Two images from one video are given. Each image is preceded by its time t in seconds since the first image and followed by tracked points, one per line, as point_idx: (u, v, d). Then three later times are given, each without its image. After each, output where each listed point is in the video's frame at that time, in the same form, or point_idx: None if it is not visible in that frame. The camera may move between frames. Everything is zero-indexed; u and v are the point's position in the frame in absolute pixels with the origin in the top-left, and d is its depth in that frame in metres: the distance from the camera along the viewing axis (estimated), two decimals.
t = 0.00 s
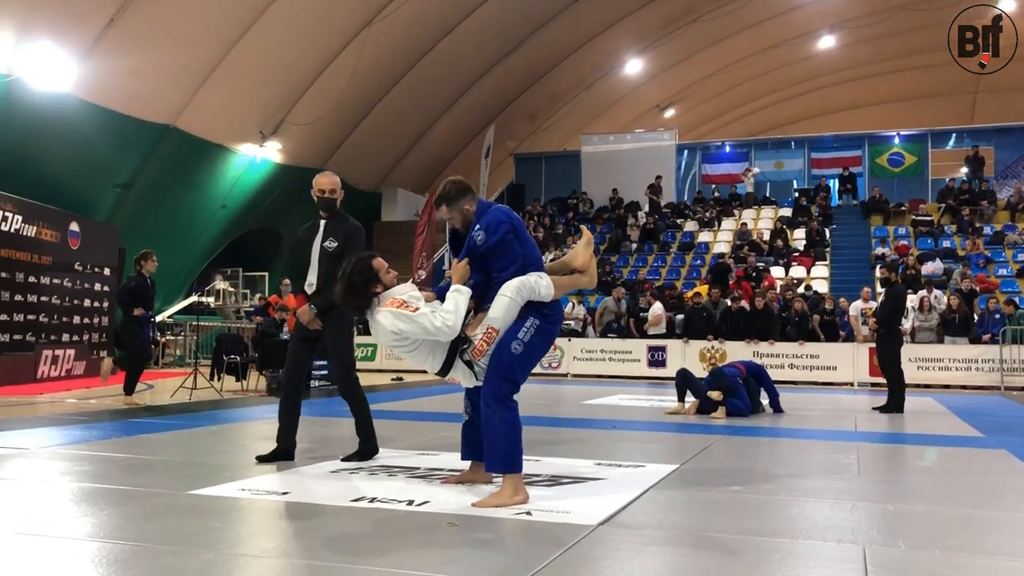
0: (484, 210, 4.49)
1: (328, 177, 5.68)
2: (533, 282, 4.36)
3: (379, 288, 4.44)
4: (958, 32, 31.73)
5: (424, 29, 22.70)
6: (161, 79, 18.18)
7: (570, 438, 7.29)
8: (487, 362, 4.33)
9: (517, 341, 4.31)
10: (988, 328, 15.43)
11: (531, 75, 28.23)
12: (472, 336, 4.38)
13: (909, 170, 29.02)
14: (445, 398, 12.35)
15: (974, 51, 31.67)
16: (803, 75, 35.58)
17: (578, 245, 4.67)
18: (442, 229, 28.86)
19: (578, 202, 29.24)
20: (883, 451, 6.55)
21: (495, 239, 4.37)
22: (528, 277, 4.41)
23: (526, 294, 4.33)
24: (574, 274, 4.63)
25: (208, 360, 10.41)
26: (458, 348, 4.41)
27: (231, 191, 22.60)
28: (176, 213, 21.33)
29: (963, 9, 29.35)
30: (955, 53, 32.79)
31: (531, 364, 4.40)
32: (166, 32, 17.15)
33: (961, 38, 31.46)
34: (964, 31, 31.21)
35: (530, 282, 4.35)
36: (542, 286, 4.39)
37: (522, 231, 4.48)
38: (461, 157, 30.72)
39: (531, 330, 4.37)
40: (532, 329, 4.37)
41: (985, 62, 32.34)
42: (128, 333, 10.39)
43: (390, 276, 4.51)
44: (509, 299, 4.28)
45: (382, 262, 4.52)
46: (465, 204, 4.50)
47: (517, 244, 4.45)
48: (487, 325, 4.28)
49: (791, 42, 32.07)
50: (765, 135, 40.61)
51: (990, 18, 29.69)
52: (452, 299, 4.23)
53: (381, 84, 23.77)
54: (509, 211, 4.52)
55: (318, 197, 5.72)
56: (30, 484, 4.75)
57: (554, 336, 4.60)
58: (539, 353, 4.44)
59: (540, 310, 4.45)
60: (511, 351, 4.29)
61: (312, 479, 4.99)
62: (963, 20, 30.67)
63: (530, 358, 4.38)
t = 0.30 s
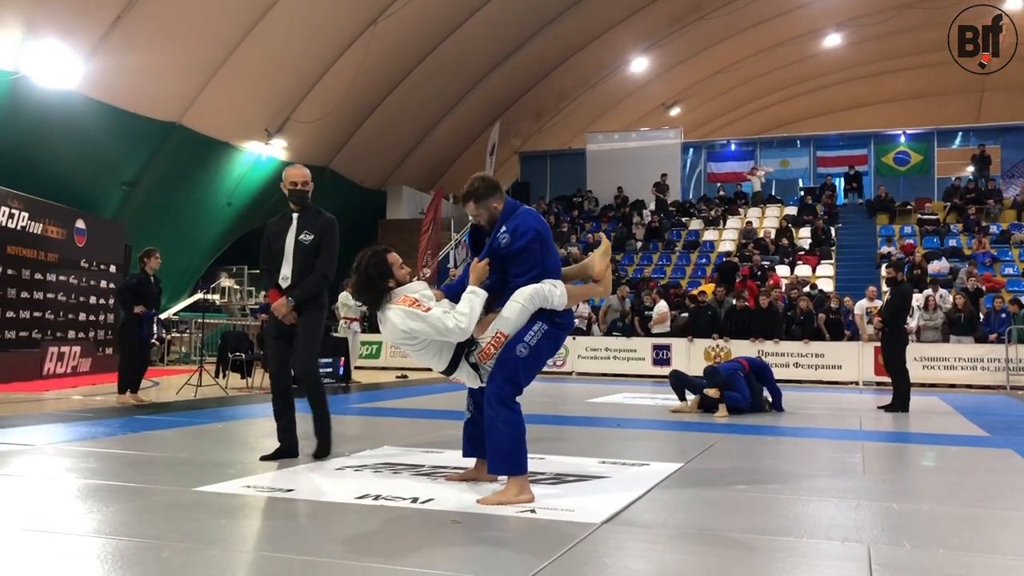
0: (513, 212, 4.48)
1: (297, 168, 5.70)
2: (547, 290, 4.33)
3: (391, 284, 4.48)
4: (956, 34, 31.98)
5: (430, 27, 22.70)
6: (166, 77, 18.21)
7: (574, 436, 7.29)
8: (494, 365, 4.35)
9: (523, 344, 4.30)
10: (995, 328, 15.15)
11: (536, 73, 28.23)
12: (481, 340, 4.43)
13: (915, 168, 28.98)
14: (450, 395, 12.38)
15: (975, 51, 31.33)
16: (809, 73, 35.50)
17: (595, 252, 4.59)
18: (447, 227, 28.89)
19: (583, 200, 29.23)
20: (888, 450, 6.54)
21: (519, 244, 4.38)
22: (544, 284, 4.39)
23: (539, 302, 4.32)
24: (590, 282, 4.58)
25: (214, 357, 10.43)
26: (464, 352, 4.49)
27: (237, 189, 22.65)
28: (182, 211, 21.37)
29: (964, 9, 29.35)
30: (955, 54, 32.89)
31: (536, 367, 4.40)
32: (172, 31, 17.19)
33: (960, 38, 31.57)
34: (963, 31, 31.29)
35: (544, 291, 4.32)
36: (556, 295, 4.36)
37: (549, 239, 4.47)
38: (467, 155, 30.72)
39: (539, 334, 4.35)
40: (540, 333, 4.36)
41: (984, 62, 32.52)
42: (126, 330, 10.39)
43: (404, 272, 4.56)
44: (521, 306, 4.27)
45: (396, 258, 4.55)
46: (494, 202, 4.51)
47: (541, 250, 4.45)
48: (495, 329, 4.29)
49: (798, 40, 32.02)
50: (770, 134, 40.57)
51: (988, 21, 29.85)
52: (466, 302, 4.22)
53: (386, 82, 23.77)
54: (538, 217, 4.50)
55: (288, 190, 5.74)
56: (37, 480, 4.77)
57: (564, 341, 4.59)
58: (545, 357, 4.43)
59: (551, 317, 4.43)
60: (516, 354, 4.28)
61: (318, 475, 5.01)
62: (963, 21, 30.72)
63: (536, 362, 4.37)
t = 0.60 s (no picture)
0: (536, 212, 4.42)
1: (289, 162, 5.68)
2: (554, 293, 4.33)
3: (396, 276, 4.47)
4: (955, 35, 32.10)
5: (434, 24, 22.68)
6: (170, 73, 18.22)
7: (577, 433, 7.29)
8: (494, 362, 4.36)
9: (524, 343, 4.30)
10: (998, 326, 15.27)
11: (540, 70, 28.22)
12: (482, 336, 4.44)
13: (920, 167, 28.99)
14: (453, 392, 12.38)
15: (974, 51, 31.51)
16: (814, 71, 35.43)
17: (609, 260, 4.59)
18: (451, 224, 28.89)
19: (587, 198, 29.22)
20: (891, 449, 6.53)
21: (537, 245, 4.35)
22: (550, 286, 4.38)
23: (544, 304, 4.31)
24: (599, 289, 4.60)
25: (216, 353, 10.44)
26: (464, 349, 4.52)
27: (241, 185, 22.67)
28: (186, 207, 21.40)
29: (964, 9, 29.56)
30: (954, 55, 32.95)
31: (536, 368, 4.40)
32: (177, 27, 17.20)
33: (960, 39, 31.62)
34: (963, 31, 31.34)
35: (550, 294, 4.32)
36: (562, 299, 4.35)
37: (568, 244, 4.43)
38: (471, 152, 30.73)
39: (540, 335, 4.35)
40: (541, 333, 4.35)
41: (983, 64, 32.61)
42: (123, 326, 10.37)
43: (408, 265, 4.54)
44: (525, 307, 4.28)
45: (401, 249, 4.52)
46: (519, 197, 4.45)
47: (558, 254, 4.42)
48: (498, 327, 4.31)
49: (803, 39, 31.97)
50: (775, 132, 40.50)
51: (989, 21, 29.87)
52: (474, 297, 4.16)
53: (391, 78, 23.76)
54: (561, 221, 4.46)
55: (279, 183, 5.73)
56: (40, 474, 4.77)
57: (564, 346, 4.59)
58: (545, 358, 4.43)
59: (554, 319, 4.42)
60: (516, 353, 4.28)
61: (321, 471, 5.02)
62: (963, 21, 30.77)
63: (535, 362, 4.37)
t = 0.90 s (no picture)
0: (545, 209, 4.42)
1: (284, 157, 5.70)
2: (559, 292, 4.34)
3: (394, 279, 4.44)
4: (954, 36, 32.19)
5: (437, 20, 22.66)
6: (174, 68, 18.22)
7: (579, 430, 7.30)
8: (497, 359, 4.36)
9: (528, 342, 4.30)
10: (1001, 325, 15.37)
11: (544, 67, 28.21)
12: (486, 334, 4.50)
13: (923, 166, 28.95)
14: (455, 388, 12.38)
15: (975, 51, 31.40)
16: (818, 69, 35.38)
17: (614, 256, 4.48)
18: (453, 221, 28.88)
19: (590, 195, 29.23)
20: (894, 448, 6.53)
21: (544, 245, 4.33)
22: (555, 284, 4.40)
23: (549, 302, 4.33)
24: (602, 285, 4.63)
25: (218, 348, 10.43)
26: (467, 346, 4.53)
27: (244, 180, 22.70)
28: (189, 202, 21.41)
29: (964, 9, 29.63)
30: (954, 55, 33.03)
31: (539, 365, 4.40)
32: (181, 22, 17.19)
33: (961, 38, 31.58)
34: (963, 31, 31.35)
35: (555, 292, 4.33)
36: (568, 297, 4.39)
37: (574, 243, 4.44)
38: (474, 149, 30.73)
39: (544, 333, 4.36)
40: (545, 331, 4.36)
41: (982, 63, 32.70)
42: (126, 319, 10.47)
43: (406, 267, 4.51)
44: (531, 306, 4.28)
45: (397, 251, 4.49)
46: (528, 194, 4.43)
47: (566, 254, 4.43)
48: (503, 324, 4.32)
49: (807, 36, 31.93)
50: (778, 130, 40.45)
51: (992, 21, 29.88)
52: (477, 298, 4.16)
53: (394, 74, 23.75)
54: (568, 219, 4.47)
55: (271, 176, 5.71)
56: (43, 468, 4.77)
57: (567, 343, 4.60)
58: (548, 356, 4.44)
59: (558, 317, 4.43)
60: (519, 351, 4.29)
61: (323, 466, 5.02)
62: (963, 21, 30.83)
63: (539, 359, 4.37)
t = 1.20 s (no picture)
0: (545, 194, 4.43)
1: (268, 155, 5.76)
2: (559, 281, 4.33)
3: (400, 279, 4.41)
4: (956, 34, 32.21)
5: (441, 16, 22.63)
6: (177, 63, 18.21)
7: (581, 426, 7.30)
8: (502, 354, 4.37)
9: (532, 334, 4.32)
10: (1003, 322, 15.43)
11: (547, 63, 28.18)
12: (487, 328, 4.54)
13: (926, 162, 28.87)
14: (458, 383, 12.39)
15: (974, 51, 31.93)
16: (821, 65, 35.32)
17: (609, 239, 4.66)
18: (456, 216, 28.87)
19: (592, 191, 29.21)
20: (896, 444, 6.54)
21: (543, 232, 4.34)
22: (554, 274, 4.38)
23: (549, 293, 4.32)
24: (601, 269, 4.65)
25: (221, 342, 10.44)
26: (471, 346, 4.55)
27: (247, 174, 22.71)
28: (192, 197, 21.42)
29: (962, 11, 30.02)
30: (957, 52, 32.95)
31: (545, 356, 4.42)
32: (182, 16, 17.17)
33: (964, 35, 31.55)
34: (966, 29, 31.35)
35: (555, 282, 4.32)
36: (567, 286, 4.36)
37: (573, 228, 4.44)
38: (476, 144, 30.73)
39: (548, 324, 4.37)
40: (549, 322, 4.37)
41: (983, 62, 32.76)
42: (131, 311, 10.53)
43: (411, 266, 4.49)
44: (531, 299, 4.28)
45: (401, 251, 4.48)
46: (530, 174, 4.43)
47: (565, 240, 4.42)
48: (505, 318, 4.32)
49: (810, 33, 31.88)
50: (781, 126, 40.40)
51: (993, 18, 29.84)
52: (475, 273, 4.16)
53: (396, 70, 23.72)
54: (567, 206, 4.46)
55: (255, 174, 5.74)
56: (46, 462, 4.78)
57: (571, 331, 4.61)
58: (554, 347, 4.45)
59: (560, 307, 4.44)
60: (525, 344, 4.30)
61: (327, 461, 5.04)
62: (965, 19, 30.82)
63: (545, 350, 4.39)
